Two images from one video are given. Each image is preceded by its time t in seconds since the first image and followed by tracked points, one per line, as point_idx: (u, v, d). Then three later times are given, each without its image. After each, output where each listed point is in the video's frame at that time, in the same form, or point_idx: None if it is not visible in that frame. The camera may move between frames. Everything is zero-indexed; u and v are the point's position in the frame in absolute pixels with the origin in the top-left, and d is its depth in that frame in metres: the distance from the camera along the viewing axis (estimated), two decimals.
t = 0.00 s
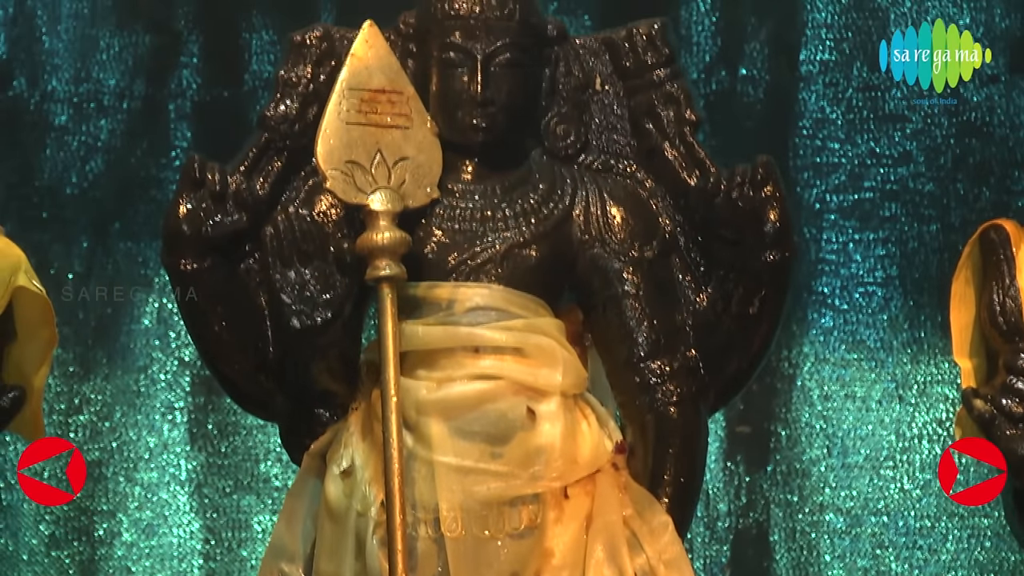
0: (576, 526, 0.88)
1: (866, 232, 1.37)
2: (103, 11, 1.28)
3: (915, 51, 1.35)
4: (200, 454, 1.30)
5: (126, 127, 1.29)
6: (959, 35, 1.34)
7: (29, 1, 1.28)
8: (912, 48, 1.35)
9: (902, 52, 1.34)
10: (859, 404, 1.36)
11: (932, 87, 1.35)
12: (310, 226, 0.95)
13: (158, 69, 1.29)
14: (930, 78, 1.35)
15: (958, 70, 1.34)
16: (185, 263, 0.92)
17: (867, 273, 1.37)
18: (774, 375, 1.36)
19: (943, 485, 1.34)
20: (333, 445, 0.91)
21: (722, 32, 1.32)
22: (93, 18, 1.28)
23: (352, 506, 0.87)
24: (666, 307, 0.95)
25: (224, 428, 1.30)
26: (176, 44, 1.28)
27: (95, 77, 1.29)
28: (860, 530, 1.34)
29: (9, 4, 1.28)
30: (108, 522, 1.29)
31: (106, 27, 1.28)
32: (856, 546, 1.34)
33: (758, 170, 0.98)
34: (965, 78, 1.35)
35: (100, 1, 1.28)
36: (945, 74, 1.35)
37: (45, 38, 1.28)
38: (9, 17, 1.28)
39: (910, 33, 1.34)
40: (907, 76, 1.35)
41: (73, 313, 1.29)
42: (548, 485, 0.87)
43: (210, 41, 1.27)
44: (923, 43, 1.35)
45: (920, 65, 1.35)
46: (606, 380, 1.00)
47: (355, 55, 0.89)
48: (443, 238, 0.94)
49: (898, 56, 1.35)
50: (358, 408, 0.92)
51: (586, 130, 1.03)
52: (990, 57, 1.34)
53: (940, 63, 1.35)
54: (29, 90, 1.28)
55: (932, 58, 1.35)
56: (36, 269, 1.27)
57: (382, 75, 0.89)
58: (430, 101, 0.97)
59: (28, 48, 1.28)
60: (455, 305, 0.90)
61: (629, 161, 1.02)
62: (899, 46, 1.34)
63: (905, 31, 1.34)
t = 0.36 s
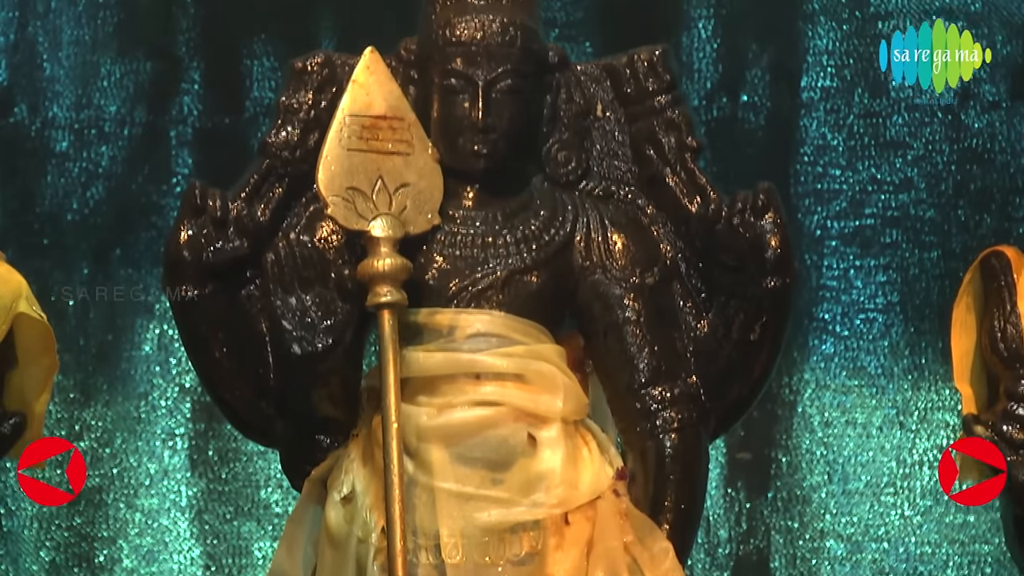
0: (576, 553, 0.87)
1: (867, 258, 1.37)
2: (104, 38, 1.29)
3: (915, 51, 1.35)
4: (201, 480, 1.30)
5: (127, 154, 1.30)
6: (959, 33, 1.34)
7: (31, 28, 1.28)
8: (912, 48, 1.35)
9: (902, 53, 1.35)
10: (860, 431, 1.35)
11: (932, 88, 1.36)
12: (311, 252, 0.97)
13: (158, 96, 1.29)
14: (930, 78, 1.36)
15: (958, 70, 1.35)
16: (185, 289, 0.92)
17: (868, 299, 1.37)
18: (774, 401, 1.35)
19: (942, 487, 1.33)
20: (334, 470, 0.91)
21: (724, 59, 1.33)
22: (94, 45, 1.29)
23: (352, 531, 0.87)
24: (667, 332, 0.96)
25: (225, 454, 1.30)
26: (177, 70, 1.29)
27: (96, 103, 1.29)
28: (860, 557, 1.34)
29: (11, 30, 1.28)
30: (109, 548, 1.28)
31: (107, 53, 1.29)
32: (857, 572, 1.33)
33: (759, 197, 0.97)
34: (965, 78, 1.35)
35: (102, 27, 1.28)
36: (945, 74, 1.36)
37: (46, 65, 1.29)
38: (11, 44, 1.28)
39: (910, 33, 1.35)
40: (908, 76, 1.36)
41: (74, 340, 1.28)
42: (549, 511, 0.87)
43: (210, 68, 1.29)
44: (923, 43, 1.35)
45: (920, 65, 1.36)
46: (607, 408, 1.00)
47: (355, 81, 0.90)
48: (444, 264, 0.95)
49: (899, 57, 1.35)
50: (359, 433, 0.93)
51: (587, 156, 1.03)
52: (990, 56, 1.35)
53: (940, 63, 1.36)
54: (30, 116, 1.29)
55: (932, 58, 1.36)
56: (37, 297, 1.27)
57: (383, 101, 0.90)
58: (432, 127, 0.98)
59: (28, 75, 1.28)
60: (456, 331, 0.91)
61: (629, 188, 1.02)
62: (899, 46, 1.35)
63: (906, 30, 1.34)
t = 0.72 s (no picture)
0: None
1: (869, 283, 1.37)
2: (106, 63, 1.30)
3: (915, 51, 1.36)
4: (202, 504, 1.29)
5: (128, 179, 1.30)
6: (959, 32, 1.35)
7: (33, 52, 1.29)
8: (912, 48, 1.36)
9: (902, 53, 1.36)
10: (861, 455, 1.35)
11: (932, 88, 1.37)
12: (312, 276, 0.97)
13: (159, 120, 1.30)
14: (930, 78, 1.37)
15: (958, 70, 1.36)
16: (187, 312, 0.94)
17: (870, 324, 1.37)
18: (776, 425, 1.35)
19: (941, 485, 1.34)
20: (336, 495, 0.92)
21: (725, 83, 1.34)
22: (95, 69, 1.30)
23: (354, 556, 0.87)
24: (669, 356, 0.96)
25: (227, 478, 1.29)
26: (178, 94, 1.30)
27: (98, 128, 1.30)
28: None
29: (12, 55, 1.29)
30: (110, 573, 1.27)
31: (109, 78, 1.30)
32: None
33: (760, 222, 0.98)
34: (965, 77, 1.36)
35: (104, 52, 1.30)
36: (944, 74, 1.37)
37: (47, 89, 1.29)
38: (12, 68, 1.29)
39: (910, 33, 1.36)
40: (907, 76, 1.37)
41: (76, 363, 1.29)
42: (550, 535, 0.87)
43: (212, 93, 1.30)
44: (923, 43, 1.37)
45: (920, 65, 1.37)
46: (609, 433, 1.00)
47: (356, 106, 0.90)
48: (446, 289, 0.95)
49: (899, 56, 1.36)
50: (361, 457, 0.94)
51: (588, 181, 1.04)
52: (990, 57, 1.36)
53: (940, 63, 1.37)
54: (32, 141, 1.29)
55: (932, 58, 1.37)
56: (39, 321, 1.28)
57: (384, 125, 0.91)
58: (433, 151, 0.99)
59: (30, 99, 1.29)
60: (457, 356, 0.91)
61: (631, 213, 1.03)
62: (899, 46, 1.36)
63: (905, 31, 1.36)
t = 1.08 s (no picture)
0: None
1: (869, 303, 1.38)
2: (107, 83, 1.30)
3: (915, 51, 1.37)
4: (203, 524, 1.29)
5: (130, 200, 1.31)
6: (959, 32, 1.35)
7: (35, 72, 1.30)
8: (911, 48, 1.36)
9: (902, 52, 1.36)
10: (862, 476, 1.35)
11: (932, 87, 1.37)
12: (314, 297, 0.97)
13: (161, 140, 1.31)
14: (930, 79, 1.37)
15: (958, 70, 1.36)
16: (188, 333, 0.95)
17: (870, 344, 1.37)
18: (777, 446, 1.34)
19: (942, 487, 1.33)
20: (337, 515, 0.92)
21: (726, 104, 1.35)
22: (96, 89, 1.30)
23: None
24: (669, 376, 0.96)
25: (228, 498, 1.30)
26: (179, 114, 1.31)
27: (99, 148, 1.31)
28: None
29: (14, 75, 1.30)
30: None
31: (110, 98, 1.31)
32: None
33: (761, 242, 0.98)
34: (965, 77, 1.36)
35: (104, 72, 1.30)
36: (945, 74, 1.37)
37: (49, 109, 1.30)
38: (13, 89, 1.30)
39: (910, 33, 1.36)
40: (907, 76, 1.37)
41: (77, 384, 1.29)
42: (551, 556, 0.87)
43: (215, 114, 1.31)
44: (923, 43, 1.37)
45: (920, 65, 1.37)
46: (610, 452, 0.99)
47: (358, 125, 0.91)
48: (447, 309, 0.95)
49: (899, 56, 1.36)
50: (362, 476, 0.94)
51: (590, 201, 1.05)
52: (990, 56, 1.35)
53: (940, 63, 1.37)
54: (33, 161, 1.30)
55: (932, 58, 1.37)
56: (39, 341, 1.27)
57: (385, 145, 0.91)
58: (435, 171, 0.99)
59: (32, 119, 1.30)
60: (459, 376, 0.91)
61: (632, 233, 1.04)
62: (899, 46, 1.36)
63: (906, 31, 1.36)
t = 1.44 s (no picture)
0: None
1: (872, 319, 1.37)
2: (109, 98, 1.30)
3: (915, 51, 1.36)
4: (205, 540, 1.29)
5: (132, 215, 1.30)
6: (959, 31, 1.36)
7: (37, 88, 1.29)
8: (911, 48, 1.36)
9: (901, 52, 1.36)
10: (865, 491, 1.35)
11: (932, 87, 1.37)
12: (316, 312, 0.96)
13: (163, 156, 1.30)
14: (930, 78, 1.37)
15: (958, 70, 1.36)
16: (191, 348, 0.96)
17: (873, 360, 1.37)
18: (779, 461, 1.35)
19: (940, 486, 1.33)
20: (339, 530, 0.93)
21: (729, 120, 1.35)
22: (98, 105, 1.30)
23: None
24: (672, 392, 0.96)
25: (230, 514, 1.30)
26: (181, 130, 1.31)
27: (101, 164, 1.30)
28: None
29: (15, 91, 1.28)
30: None
31: (112, 114, 1.30)
32: None
33: (763, 257, 0.99)
34: (965, 77, 1.36)
35: (106, 87, 1.30)
36: (945, 74, 1.37)
37: (51, 125, 1.29)
38: (15, 104, 1.28)
39: (910, 33, 1.37)
40: (908, 76, 1.37)
41: (79, 401, 1.28)
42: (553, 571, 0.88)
43: (217, 130, 1.31)
44: (923, 43, 1.36)
45: (921, 65, 1.37)
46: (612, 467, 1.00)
47: (361, 141, 0.92)
48: (449, 324, 0.95)
49: (898, 56, 1.36)
50: (363, 493, 0.93)
51: (592, 217, 1.04)
52: (990, 56, 1.35)
53: (940, 63, 1.37)
54: (35, 177, 1.28)
55: (932, 58, 1.37)
56: (41, 357, 1.27)
57: (388, 160, 0.92)
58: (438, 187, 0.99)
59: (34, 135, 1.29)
60: (461, 391, 0.91)
61: (634, 249, 1.03)
62: (899, 46, 1.36)
63: (905, 32, 1.37)
